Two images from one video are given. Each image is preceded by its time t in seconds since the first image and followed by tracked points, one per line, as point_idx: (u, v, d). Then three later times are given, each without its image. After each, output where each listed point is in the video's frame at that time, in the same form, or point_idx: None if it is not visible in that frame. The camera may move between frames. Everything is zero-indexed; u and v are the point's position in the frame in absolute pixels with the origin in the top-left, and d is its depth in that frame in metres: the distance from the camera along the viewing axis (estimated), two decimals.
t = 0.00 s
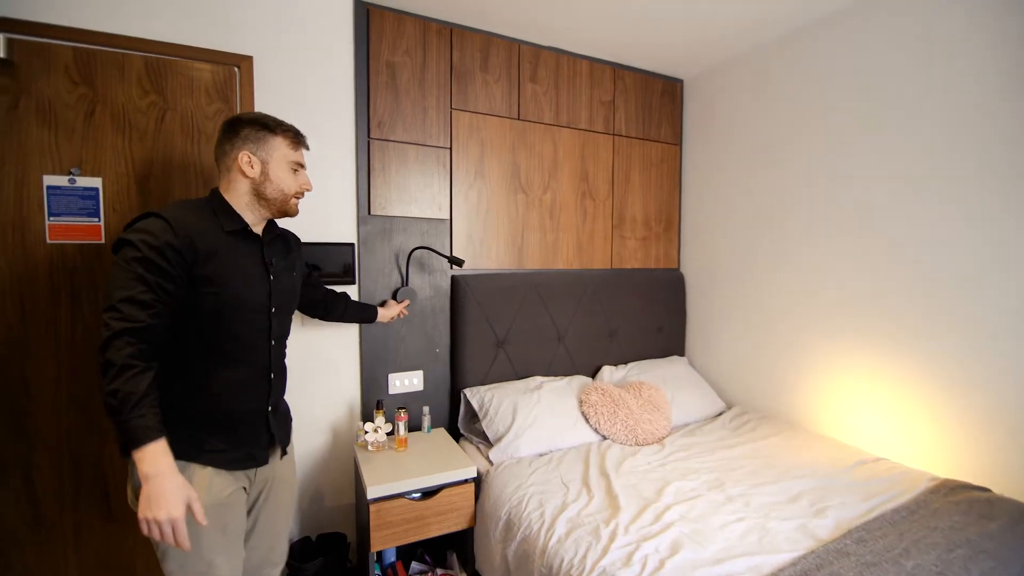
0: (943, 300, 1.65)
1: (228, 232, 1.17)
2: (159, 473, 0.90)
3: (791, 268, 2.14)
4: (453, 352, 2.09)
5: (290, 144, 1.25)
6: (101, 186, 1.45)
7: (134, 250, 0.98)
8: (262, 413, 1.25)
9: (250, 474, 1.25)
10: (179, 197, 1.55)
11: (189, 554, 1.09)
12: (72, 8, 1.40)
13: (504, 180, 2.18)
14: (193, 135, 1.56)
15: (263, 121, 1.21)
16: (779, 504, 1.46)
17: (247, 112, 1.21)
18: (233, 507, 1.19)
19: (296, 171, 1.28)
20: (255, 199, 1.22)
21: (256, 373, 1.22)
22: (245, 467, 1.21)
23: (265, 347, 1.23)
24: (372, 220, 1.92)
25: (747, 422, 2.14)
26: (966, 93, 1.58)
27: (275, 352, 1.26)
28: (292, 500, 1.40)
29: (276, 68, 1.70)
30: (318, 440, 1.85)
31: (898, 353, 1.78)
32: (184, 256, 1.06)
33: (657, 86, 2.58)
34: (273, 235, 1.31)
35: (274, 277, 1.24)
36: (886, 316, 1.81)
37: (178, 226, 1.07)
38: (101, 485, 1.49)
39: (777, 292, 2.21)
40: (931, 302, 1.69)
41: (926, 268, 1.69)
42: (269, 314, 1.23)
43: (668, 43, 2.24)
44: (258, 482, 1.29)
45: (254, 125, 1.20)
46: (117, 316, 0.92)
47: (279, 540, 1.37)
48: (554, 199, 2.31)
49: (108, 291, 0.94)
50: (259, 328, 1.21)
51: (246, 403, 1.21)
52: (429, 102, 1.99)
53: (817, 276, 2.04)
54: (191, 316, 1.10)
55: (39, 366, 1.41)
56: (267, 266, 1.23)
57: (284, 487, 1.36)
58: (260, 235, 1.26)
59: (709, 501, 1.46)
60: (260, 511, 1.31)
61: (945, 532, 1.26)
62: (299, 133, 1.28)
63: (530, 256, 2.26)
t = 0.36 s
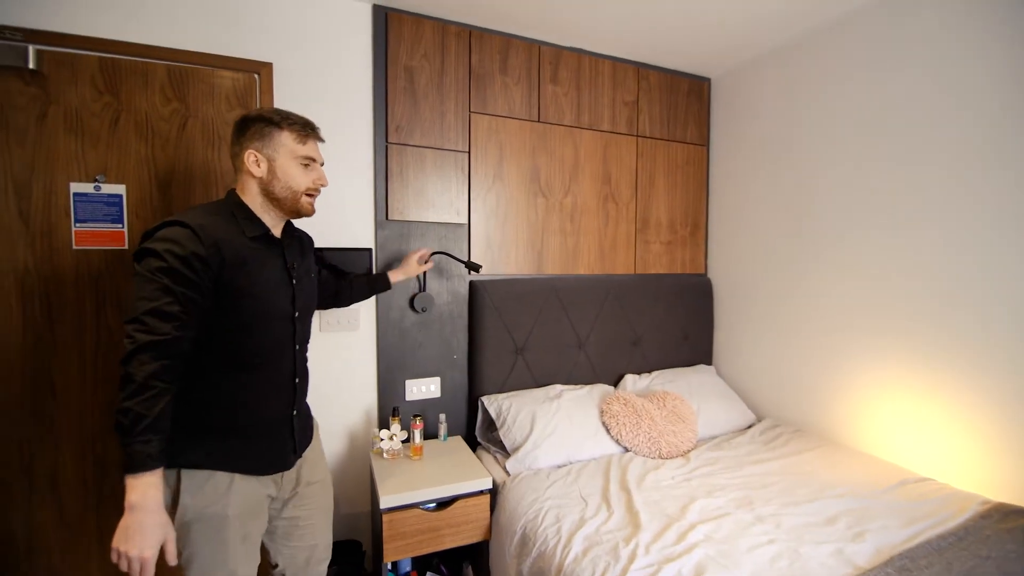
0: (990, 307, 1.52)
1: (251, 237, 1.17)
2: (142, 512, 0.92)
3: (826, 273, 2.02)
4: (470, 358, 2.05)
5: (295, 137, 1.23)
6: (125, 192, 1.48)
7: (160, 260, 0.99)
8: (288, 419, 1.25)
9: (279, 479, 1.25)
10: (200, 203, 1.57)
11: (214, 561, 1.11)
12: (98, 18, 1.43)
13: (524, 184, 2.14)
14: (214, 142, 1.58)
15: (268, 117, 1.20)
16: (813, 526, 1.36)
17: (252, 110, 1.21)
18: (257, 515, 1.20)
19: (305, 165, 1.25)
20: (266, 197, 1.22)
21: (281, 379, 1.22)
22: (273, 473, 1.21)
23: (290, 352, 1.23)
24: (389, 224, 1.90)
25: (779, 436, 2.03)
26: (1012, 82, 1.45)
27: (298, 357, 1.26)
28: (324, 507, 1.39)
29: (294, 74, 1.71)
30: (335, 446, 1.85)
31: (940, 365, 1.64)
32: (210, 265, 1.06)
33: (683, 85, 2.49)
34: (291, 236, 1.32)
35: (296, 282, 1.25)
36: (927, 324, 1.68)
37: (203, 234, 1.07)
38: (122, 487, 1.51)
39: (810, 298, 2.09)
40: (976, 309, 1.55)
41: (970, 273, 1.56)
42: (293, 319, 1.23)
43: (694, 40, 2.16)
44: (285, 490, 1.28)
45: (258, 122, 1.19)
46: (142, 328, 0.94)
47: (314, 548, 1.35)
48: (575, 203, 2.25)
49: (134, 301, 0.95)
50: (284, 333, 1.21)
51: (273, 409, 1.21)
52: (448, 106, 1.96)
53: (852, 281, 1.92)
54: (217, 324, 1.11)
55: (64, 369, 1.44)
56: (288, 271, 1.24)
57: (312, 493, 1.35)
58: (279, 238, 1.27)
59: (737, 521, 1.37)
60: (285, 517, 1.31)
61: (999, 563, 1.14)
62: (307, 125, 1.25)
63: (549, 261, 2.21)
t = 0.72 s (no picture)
0: None
1: (294, 239, 1.19)
2: (249, 439, 0.85)
3: (859, 275, 1.90)
4: (484, 361, 2.02)
5: (288, 140, 1.20)
6: (142, 195, 1.50)
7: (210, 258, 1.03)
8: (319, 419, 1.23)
9: (307, 474, 1.24)
10: (214, 205, 1.58)
11: (245, 549, 1.11)
12: (116, 24, 1.46)
13: (540, 183, 2.09)
14: (228, 144, 1.59)
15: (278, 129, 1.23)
16: (844, 546, 1.26)
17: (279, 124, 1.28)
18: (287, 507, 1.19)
19: (302, 167, 1.21)
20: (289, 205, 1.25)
21: (316, 379, 1.21)
22: (303, 469, 1.20)
23: (324, 352, 1.22)
24: (403, 226, 1.88)
25: (809, 447, 1.91)
26: None
27: (333, 357, 1.25)
28: (346, 506, 1.37)
29: (307, 76, 1.71)
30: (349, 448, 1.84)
31: (987, 374, 1.51)
32: (253, 264, 1.09)
33: (707, 79, 2.40)
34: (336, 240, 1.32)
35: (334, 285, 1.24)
36: (972, 330, 1.55)
37: (248, 234, 1.11)
38: (138, 486, 1.53)
39: (842, 302, 1.97)
40: None
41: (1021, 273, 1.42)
42: (329, 320, 1.22)
43: (717, 31, 2.07)
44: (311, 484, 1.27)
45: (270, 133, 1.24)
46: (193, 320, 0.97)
47: (335, 542, 1.35)
48: (593, 202, 2.19)
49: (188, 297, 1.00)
50: (319, 334, 1.21)
51: (306, 407, 1.21)
52: (461, 105, 1.93)
53: (888, 283, 1.79)
54: (259, 322, 1.12)
55: (83, 368, 1.47)
56: (327, 273, 1.24)
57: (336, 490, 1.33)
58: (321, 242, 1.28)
59: (760, 539, 1.28)
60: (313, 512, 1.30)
61: None
62: (303, 124, 1.21)
63: (566, 262, 2.15)
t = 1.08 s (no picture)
0: None
1: (301, 235, 1.20)
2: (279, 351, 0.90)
3: (889, 277, 1.79)
4: (495, 364, 1.99)
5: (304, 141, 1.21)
6: (156, 198, 1.53)
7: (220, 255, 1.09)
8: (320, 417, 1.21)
9: (311, 475, 1.22)
10: (226, 208, 1.60)
11: (242, 540, 1.11)
12: (133, 31, 1.50)
13: (552, 183, 2.05)
14: (240, 147, 1.61)
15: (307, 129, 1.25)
16: (868, 566, 1.18)
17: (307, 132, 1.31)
18: (290, 505, 1.17)
19: (316, 166, 1.20)
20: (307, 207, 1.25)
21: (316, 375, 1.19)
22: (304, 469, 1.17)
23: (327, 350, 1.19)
24: (413, 227, 1.88)
25: (834, 459, 1.81)
26: None
27: (337, 355, 1.21)
28: (353, 513, 1.32)
29: (318, 78, 1.72)
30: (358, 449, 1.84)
31: None
32: (256, 258, 1.12)
33: (728, 74, 2.31)
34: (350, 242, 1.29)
35: (341, 282, 1.22)
36: (1013, 336, 1.43)
37: (256, 230, 1.15)
38: (153, 482, 1.56)
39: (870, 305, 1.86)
40: None
41: None
42: (333, 317, 1.20)
43: (736, 24, 1.99)
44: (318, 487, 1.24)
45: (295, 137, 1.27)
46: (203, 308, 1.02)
47: (340, 548, 1.32)
48: (607, 202, 2.14)
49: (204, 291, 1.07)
50: (322, 331, 1.18)
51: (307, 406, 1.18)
52: (471, 104, 1.92)
53: (920, 286, 1.69)
54: (266, 316, 1.14)
55: (101, 367, 1.51)
56: (334, 271, 1.21)
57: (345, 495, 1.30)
58: (335, 244, 1.25)
59: (776, 555, 1.22)
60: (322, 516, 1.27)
61: None
62: (319, 126, 1.21)
63: (579, 263, 2.11)
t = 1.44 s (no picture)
0: None
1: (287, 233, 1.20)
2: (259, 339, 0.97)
3: (923, 277, 1.69)
4: (508, 365, 1.97)
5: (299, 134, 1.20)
6: (176, 199, 1.57)
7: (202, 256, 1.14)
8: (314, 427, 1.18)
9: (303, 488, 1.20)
10: (243, 208, 1.63)
11: (221, 553, 1.09)
12: (156, 37, 1.55)
13: (567, 181, 2.02)
14: (256, 148, 1.64)
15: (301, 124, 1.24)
16: None
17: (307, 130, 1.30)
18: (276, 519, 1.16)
19: (310, 161, 1.20)
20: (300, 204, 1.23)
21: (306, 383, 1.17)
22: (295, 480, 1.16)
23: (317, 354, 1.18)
24: (425, 226, 1.88)
25: (863, 468, 1.72)
26: None
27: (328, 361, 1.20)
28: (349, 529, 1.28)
29: (332, 80, 1.75)
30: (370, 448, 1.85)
31: None
32: (236, 259, 1.14)
33: (751, 67, 2.24)
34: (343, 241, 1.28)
35: (331, 283, 1.21)
36: None
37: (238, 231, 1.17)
38: (171, 476, 1.60)
39: (903, 307, 1.76)
40: None
41: None
42: (322, 320, 1.19)
43: (759, 15, 1.92)
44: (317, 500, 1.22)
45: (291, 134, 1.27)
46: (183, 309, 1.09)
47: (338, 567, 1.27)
48: (623, 200, 2.09)
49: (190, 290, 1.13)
50: (311, 334, 1.18)
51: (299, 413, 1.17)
52: (484, 103, 1.90)
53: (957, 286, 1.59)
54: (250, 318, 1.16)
55: (123, 363, 1.56)
56: (323, 272, 1.21)
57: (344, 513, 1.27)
58: (327, 244, 1.24)
59: (796, 568, 1.16)
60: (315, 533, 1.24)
61: None
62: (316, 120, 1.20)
63: (594, 263, 2.07)
